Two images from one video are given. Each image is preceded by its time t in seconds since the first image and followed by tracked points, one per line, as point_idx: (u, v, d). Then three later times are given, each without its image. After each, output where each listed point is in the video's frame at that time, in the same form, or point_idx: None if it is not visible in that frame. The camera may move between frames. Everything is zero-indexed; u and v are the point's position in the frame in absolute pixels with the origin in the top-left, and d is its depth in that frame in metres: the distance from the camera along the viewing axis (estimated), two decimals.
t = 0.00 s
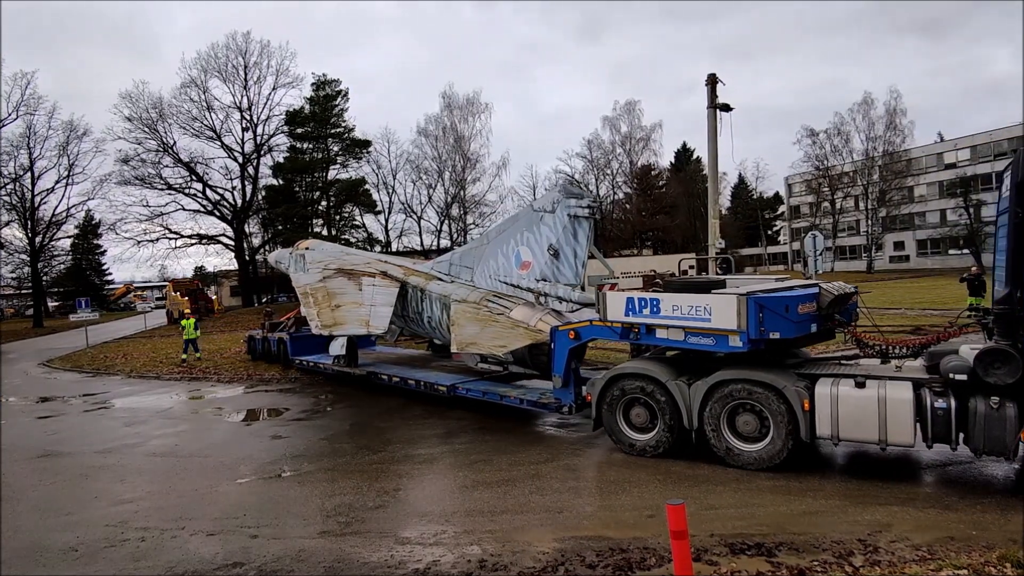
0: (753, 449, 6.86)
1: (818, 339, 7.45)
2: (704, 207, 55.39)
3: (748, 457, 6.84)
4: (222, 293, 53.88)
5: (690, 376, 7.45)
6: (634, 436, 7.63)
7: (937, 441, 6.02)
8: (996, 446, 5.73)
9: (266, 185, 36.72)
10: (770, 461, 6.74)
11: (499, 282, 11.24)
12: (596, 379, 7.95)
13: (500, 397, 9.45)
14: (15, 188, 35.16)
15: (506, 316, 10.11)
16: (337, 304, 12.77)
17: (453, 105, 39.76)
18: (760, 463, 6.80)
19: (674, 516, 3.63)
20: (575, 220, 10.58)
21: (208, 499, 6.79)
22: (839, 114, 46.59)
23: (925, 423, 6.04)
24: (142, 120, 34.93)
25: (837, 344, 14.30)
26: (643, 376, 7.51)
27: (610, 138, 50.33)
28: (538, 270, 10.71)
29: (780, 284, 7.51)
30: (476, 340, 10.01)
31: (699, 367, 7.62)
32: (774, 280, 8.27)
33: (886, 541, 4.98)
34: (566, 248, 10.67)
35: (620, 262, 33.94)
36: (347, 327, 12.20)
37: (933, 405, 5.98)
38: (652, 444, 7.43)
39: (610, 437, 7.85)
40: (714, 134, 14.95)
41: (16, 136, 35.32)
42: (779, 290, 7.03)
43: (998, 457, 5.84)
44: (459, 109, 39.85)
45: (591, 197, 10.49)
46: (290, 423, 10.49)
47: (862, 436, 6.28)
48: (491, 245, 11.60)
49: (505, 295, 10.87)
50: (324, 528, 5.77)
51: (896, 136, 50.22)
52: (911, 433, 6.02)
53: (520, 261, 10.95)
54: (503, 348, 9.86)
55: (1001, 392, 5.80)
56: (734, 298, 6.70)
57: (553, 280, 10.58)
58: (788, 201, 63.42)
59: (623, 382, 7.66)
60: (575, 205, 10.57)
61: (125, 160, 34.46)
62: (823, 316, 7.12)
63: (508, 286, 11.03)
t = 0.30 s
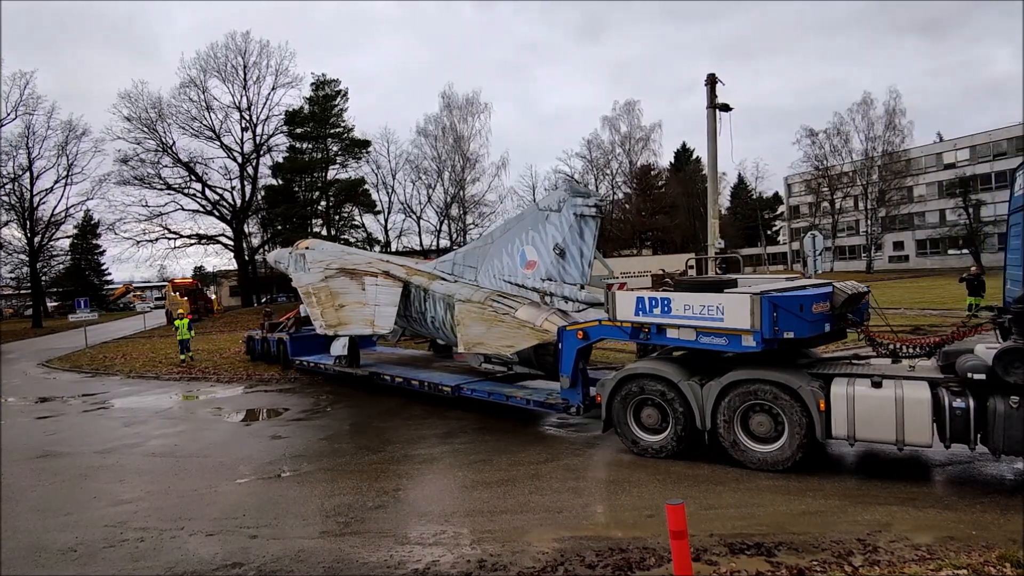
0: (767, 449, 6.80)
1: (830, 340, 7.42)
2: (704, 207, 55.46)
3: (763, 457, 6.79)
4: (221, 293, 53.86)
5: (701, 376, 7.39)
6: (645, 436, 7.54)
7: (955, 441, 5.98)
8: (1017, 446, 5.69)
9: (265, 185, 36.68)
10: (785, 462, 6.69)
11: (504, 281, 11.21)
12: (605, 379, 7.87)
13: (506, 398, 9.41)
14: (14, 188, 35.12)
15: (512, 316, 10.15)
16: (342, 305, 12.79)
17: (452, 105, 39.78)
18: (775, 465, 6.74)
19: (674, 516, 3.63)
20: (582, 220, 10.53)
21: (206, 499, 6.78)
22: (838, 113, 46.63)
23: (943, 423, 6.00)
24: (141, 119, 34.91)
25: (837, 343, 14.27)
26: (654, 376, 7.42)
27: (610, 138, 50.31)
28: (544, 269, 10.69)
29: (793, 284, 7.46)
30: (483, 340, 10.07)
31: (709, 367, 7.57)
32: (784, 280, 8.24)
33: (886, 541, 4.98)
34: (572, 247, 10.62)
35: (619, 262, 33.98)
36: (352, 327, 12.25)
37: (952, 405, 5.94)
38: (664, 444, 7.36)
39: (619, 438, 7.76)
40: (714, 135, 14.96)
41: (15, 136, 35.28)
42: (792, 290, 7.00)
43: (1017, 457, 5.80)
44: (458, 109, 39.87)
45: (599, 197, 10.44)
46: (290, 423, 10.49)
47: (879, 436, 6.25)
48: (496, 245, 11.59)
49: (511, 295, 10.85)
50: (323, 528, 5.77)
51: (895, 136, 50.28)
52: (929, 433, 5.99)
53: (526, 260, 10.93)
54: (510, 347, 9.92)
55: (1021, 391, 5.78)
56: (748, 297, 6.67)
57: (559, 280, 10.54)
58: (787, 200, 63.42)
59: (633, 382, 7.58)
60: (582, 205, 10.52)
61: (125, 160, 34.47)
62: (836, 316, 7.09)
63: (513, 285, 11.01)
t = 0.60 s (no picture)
0: (782, 450, 6.73)
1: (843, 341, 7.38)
2: (704, 207, 55.49)
3: (777, 459, 6.72)
4: (221, 293, 53.89)
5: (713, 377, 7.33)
6: (657, 438, 7.46)
7: (975, 441, 5.95)
8: None
9: (265, 185, 36.68)
10: (800, 464, 6.61)
11: (510, 281, 11.27)
12: (616, 381, 7.78)
13: (513, 398, 9.35)
14: (15, 188, 35.11)
15: (518, 316, 10.09)
16: (347, 304, 12.37)
17: (452, 106, 39.80)
18: (787, 467, 6.68)
19: (674, 516, 3.63)
20: (588, 218, 10.45)
21: (205, 499, 6.78)
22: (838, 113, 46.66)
23: (963, 423, 5.98)
24: (141, 119, 34.91)
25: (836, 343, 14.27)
26: (666, 377, 7.37)
27: (610, 138, 50.29)
28: (551, 269, 10.71)
29: (806, 285, 7.44)
30: (491, 340, 9.67)
31: (722, 367, 7.52)
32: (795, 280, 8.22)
33: (886, 541, 4.98)
34: (579, 246, 10.56)
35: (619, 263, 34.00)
36: (357, 326, 11.62)
37: (972, 405, 5.91)
38: (677, 445, 7.29)
39: (630, 439, 7.68)
40: (714, 135, 14.96)
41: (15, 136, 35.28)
42: (805, 289, 6.98)
43: None
44: (458, 109, 39.88)
45: (605, 195, 10.36)
46: (290, 423, 10.49)
47: (897, 437, 6.20)
48: (501, 244, 11.61)
49: (517, 294, 10.93)
50: (323, 528, 5.77)
51: (895, 136, 50.29)
52: (948, 433, 5.96)
53: (532, 259, 10.97)
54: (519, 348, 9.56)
55: None
56: (762, 296, 6.64)
57: (566, 279, 10.55)
58: (787, 200, 63.41)
59: (645, 383, 7.50)
60: (589, 203, 10.45)
61: (125, 160, 34.49)
62: (851, 316, 7.06)
63: (520, 285, 11.07)
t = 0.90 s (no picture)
0: (798, 451, 6.69)
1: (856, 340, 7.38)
2: (704, 207, 55.50)
3: (790, 459, 6.68)
4: (221, 293, 53.87)
5: (727, 377, 7.29)
6: (669, 440, 7.39)
7: (993, 441, 5.98)
8: None
9: (265, 185, 36.64)
10: (813, 466, 6.59)
11: (515, 281, 11.26)
12: (627, 381, 7.73)
13: (520, 399, 9.29)
14: (14, 188, 35.07)
15: (524, 316, 10.04)
16: (352, 305, 12.60)
17: (452, 105, 39.77)
18: (799, 468, 6.65)
19: (674, 516, 3.63)
20: (595, 218, 10.63)
21: (205, 500, 6.76)
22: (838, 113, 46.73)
23: (982, 424, 6.00)
24: (141, 119, 34.92)
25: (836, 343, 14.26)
26: (680, 378, 7.32)
27: (610, 138, 50.23)
28: (557, 268, 10.75)
29: (819, 285, 7.44)
30: (499, 341, 9.80)
31: (734, 368, 7.50)
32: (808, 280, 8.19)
33: (886, 541, 4.99)
34: (586, 245, 10.69)
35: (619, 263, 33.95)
36: (363, 327, 12.03)
37: (991, 405, 5.93)
38: (690, 447, 7.23)
39: (642, 441, 7.61)
40: (714, 135, 14.96)
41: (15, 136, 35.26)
42: (819, 289, 6.98)
43: None
44: (458, 109, 39.86)
45: (612, 194, 10.57)
46: (290, 423, 10.49)
47: (915, 437, 6.21)
48: (505, 244, 11.59)
49: (522, 293, 10.89)
50: (323, 528, 5.77)
51: (895, 136, 50.26)
52: (968, 433, 5.96)
53: (537, 259, 10.97)
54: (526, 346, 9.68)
55: None
56: (777, 296, 6.63)
57: (573, 279, 10.61)
58: (787, 200, 63.36)
59: (658, 384, 7.46)
60: (596, 203, 10.62)
61: (125, 160, 34.51)
62: (865, 316, 7.06)
63: (525, 285, 11.05)
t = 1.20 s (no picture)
0: (814, 451, 6.65)
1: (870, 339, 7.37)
2: (704, 207, 55.49)
3: (798, 458, 6.68)
4: (221, 292, 53.86)
5: (740, 377, 7.26)
6: (683, 440, 7.36)
7: (1012, 441, 5.96)
8: None
9: (264, 185, 36.61)
10: (822, 466, 6.57)
11: (521, 281, 11.26)
12: (639, 381, 7.68)
13: (526, 400, 9.25)
14: (14, 187, 35.04)
15: (531, 316, 9.97)
16: (356, 304, 12.12)
17: (451, 105, 39.76)
18: (805, 468, 6.65)
19: (673, 516, 3.63)
20: (603, 217, 10.57)
21: (204, 500, 6.75)
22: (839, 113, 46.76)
23: (1000, 423, 5.98)
24: (141, 119, 34.93)
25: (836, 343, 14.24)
26: (693, 378, 7.28)
27: (609, 137, 50.22)
28: (563, 268, 10.74)
29: (833, 284, 7.40)
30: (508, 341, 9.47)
31: (747, 368, 7.47)
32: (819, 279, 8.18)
33: (886, 540, 4.99)
34: (592, 245, 10.65)
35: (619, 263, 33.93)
36: (370, 326, 11.24)
37: (1010, 405, 5.93)
38: (703, 448, 7.21)
39: (654, 441, 7.58)
40: (714, 134, 14.96)
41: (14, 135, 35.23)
42: (834, 288, 6.97)
43: None
44: (458, 109, 39.84)
45: (620, 193, 10.51)
46: (290, 422, 10.48)
47: (932, 437, 6.19)
48: (510, 243, 11.58)
49: (527, 293, 10.92)
50: (323, 528, 5.77)
51: (895, 136, 50.23)
52: (987, 434, 5.94)
53: (543, 258, 10.97)
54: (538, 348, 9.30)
55: None
56: (792, 296, 6.63)
57: (579, 278, 10.58)
58: (787, 200, 63.35)
59: (671, 384, 7.42)
60: (604, 202, 10.57)
61: (124, 160, 34.51)
62: (880, 315, 7.05)
63: (530, 285, 11.06)
